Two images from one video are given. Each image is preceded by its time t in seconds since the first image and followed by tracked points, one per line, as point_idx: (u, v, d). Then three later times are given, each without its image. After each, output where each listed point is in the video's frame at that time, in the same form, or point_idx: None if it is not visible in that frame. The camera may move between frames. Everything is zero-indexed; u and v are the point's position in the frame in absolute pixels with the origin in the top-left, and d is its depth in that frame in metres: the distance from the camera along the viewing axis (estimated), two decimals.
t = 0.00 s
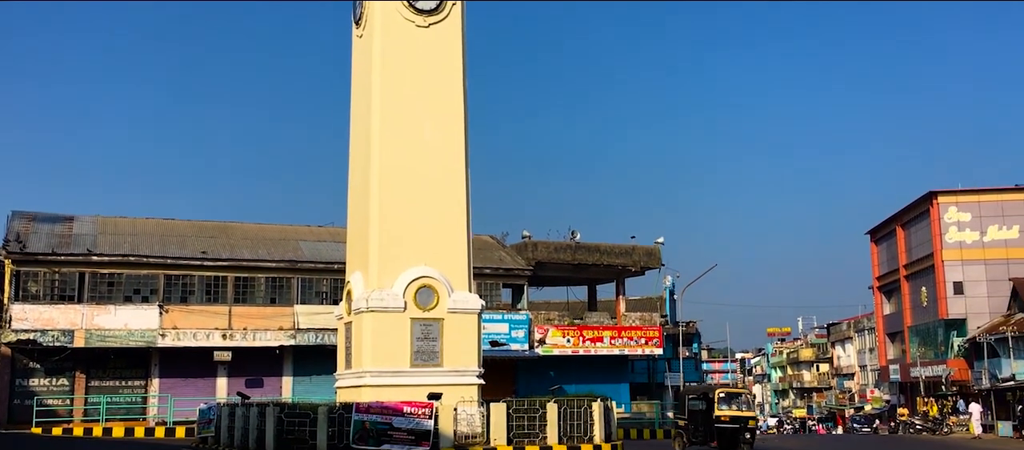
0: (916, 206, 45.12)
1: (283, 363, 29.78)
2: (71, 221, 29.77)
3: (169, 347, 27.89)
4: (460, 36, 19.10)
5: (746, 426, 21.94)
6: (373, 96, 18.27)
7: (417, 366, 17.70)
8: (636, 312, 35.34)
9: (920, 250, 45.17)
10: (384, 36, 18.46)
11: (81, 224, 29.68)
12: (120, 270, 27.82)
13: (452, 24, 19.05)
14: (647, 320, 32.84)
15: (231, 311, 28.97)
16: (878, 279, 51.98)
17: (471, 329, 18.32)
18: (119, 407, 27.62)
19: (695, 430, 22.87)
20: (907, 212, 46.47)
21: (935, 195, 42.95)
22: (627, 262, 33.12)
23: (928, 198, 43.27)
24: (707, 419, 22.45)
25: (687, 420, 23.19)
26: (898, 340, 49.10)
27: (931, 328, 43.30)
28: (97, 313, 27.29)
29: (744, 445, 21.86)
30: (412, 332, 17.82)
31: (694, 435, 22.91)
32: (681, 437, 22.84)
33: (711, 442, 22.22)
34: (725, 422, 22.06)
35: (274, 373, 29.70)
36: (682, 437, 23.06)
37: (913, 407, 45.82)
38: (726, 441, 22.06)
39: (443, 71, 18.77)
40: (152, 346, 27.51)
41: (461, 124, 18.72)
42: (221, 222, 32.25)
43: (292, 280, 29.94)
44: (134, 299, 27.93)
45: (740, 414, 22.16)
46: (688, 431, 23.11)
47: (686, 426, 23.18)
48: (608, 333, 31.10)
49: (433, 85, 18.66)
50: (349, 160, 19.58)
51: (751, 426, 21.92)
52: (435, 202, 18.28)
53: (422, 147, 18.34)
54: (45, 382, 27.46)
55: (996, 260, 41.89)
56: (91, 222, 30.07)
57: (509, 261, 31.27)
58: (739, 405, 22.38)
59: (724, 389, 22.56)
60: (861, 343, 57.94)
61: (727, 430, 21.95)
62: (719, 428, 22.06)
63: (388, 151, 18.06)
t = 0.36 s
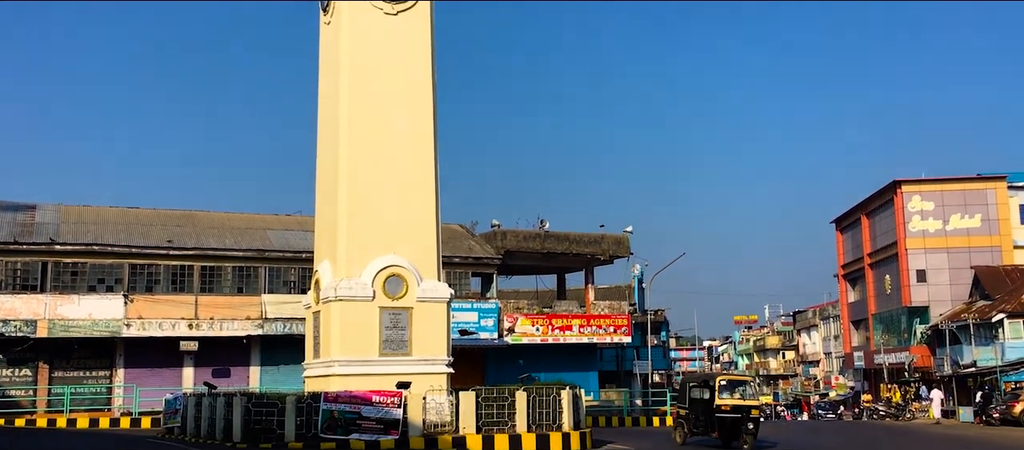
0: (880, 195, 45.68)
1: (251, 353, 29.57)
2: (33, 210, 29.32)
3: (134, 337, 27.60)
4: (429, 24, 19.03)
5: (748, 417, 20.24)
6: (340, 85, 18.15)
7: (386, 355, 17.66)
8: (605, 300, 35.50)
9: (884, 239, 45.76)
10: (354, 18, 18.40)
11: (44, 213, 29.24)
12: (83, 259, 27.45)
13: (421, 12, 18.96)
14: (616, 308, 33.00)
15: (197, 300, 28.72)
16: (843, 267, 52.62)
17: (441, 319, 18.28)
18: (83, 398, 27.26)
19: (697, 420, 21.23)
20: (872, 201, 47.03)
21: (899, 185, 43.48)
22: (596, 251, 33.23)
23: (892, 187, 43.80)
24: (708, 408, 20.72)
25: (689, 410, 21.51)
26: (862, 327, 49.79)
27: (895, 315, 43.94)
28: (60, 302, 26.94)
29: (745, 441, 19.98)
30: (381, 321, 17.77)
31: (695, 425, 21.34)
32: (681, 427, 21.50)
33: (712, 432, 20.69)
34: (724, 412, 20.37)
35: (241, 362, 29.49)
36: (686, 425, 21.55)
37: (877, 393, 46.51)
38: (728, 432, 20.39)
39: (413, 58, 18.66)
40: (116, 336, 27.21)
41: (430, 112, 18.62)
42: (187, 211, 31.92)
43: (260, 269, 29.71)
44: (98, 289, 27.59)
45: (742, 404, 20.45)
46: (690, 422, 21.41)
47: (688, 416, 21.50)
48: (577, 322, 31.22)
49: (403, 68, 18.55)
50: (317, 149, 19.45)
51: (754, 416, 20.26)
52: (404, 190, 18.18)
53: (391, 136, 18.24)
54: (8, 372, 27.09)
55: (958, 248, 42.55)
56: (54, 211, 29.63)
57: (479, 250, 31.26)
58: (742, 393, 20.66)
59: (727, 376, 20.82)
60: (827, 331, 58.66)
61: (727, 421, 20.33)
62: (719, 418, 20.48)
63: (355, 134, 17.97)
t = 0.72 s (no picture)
0: (833, 188, 46.37)
1: (205, 346, 29.21)
2: None
3: (84, 330, 27.12)
4: (386, 12, 18.85)
5: (745, 409, 18.42)
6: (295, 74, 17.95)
7: (342, 347, 17.55)
8: (562, 292, 35.63)
9: (836, 231, 46.49)
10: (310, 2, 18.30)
11: None
12: (31, 250, 26.88)
13: None
14: (574, 299, 33.14)
15: (149, 292, 28.23)
16: (796, 259, 53.37)
17: (398, 310, 18.21)
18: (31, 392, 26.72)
19: (691, 415, 19.27)
20: (825, 194, 47.73)
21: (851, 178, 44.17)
22: (553, 243, 33.31)
23: (844, 180, 44.47)
24: (701, 398, 18.88)
25: (681, 404, 19.57)
26: (814, 318, 50.59)
27: (846, 306, 44.71)
28: (7, 294, 26.38)
29: (743, 437, 18.19)
30: (337, 312, 17.65)
31: (689, 421, 19.39)
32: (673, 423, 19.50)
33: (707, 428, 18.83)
34: (720, 406, 18.48)
35: (195, 355, 29.12)
36: (679, 420, 19.64)
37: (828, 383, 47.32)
38: (724, 427, 18.55)
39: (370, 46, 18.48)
40: (66, 329, 26.73)
41: (387, 101, 18.45)
42: (139, 202, 31.40)
43: (214, 261, 29.35)
44: (47, 281, 27.04)
45: (739, 396, 18.59)
46: (683, 418, 19.48)
47: (682, 410, 19.56)
48: (535, 314, 31.25)
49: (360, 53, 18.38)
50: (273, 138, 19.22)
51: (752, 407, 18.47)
52: (360, 179, 18.02)
53: (347, 125, 18.05)
54: None
55: (908, 240, 43.38)
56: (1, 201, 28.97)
57: (436, 241, 31.18)
58: (739, 384, 18.79)
59: (722, 366, 18.88)
60: (780, 322, 59.50)
61: (723, 415, 18.47)
62: (715, 413, 18.59)
63: (309, 122, 17.79)
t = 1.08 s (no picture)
0: (776, 183, 47.13)
1: (145, 337, 28.67)
2: None
3: (19, 321, 26.42)
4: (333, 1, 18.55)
5: (740, 404, 16.98)
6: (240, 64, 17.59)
7: (287, 339, 17.36)
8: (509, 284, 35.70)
9: (779, 225, 47.29)
10: (260, 75, 17.64)
11: None
12: None
13: None
14: (521, 292, 33.23)
15: (88, 282, 27.62)
16: (740, 252, 54.19)
17: (343, 302, 18.08)
18: None
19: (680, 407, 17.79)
20: (768, 189, 48.51)
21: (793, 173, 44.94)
22: (500, 235, 33.32)
23: (787, 175, 45.22)
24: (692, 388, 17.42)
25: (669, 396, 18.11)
26: (757, 311, 51.44)
27: (787, 299, 45.55)
28: None
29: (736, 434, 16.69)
30: (282, 304, 17.46)
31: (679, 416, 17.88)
32: (660, 418, 17.95)
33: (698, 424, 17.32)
34: (714, 400, 16.96)
35: (135, 347, 28.57)
36: (666, 414, 18.14)
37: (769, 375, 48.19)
38: (716, 423, 17.04)
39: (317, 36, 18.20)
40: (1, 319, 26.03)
41: (334, 92, 18.22)
42: (78, 190, 30.68)
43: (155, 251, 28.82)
44: None
45: (733, 390, 17.12)
46: (671, 411, 17.97)
47: (670, 402, 18.05)
48: (482, 306, 31.27)
49: (314, 77, 18.11)
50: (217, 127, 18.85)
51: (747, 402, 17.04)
52: (306, 172, 17.79)
53: (294, 116, 17.79)
54: None
55: (848, 235, 44.31)
56: None
57: (383, 233, 30.99)
58: (735, 377, 17.32)
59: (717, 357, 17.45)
60: (724, 314, 60.37)
61: (716, 410, 16.95)
62: (707, 407, 17.09)
63: (255, 113, 17.47)
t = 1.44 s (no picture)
0: (716, 175, 47.81)
1: (78, 325, 27.97)
2: None
3: None
4: None
5: (739, 399, 15.73)
6: (180, 46, 17.19)
7: (225, 328, 17.10)
8: (452, 273, 35.65)
9: (719, 217, 48.01)
10: (201, 58, 17.24)
11: None
12: None
13: None
14: (464, 280, 33.22)
15: (18, 269, 26.86)
16: (680, 243, 54.91)
17: (284, 290, 17.80)
18: None
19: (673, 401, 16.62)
20: (709, 181, 49.19)
21: (733, 166, 45.63)
22: (444, 224, 33.22)
23: (727, 168, 45.88)
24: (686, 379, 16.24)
25: (661, 387, 16.95)
26: (696, 301, 52.21)
27: (726, 289, 46.35)
28: None
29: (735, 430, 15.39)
30: (221, 292, 17.18)
31: (672, 409, 16.70)
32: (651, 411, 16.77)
33: (692, 418, 16.11)
34: (711, 393, 15.72)
35: (67, 336, 27.85)
36: (657, 407, 16.98)
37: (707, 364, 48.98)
38: (714, 418, 15.80)
39: (259, 21, 17.88)
40: None
41: (277, 78, 17.90)
42: (8, 174, 29.76)
43: (89, 237, 28.13)
44: None
45: (732, 383, 15.88)
46: (664, 404, 16.81)
47: (663, 394, 16.91)
48: (424, 294, 31.18)
49: (256, 62, 17.76)
50: (155, 111, 18.41)
51: (747, 396, 15.81)
52: (247, 158, 17.46)
53: (235, 101, 17.44)
54: None
55: (785, 227, 45.17)
56: None
57: (325, 220, 30.67)
58: (734, 369, 16.09)
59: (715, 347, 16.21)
60: (664, 304, 61.15)
61: (713, 404, 15.73)
62: (703, 401, 15.84)
63: (194, 98, 17.08)
